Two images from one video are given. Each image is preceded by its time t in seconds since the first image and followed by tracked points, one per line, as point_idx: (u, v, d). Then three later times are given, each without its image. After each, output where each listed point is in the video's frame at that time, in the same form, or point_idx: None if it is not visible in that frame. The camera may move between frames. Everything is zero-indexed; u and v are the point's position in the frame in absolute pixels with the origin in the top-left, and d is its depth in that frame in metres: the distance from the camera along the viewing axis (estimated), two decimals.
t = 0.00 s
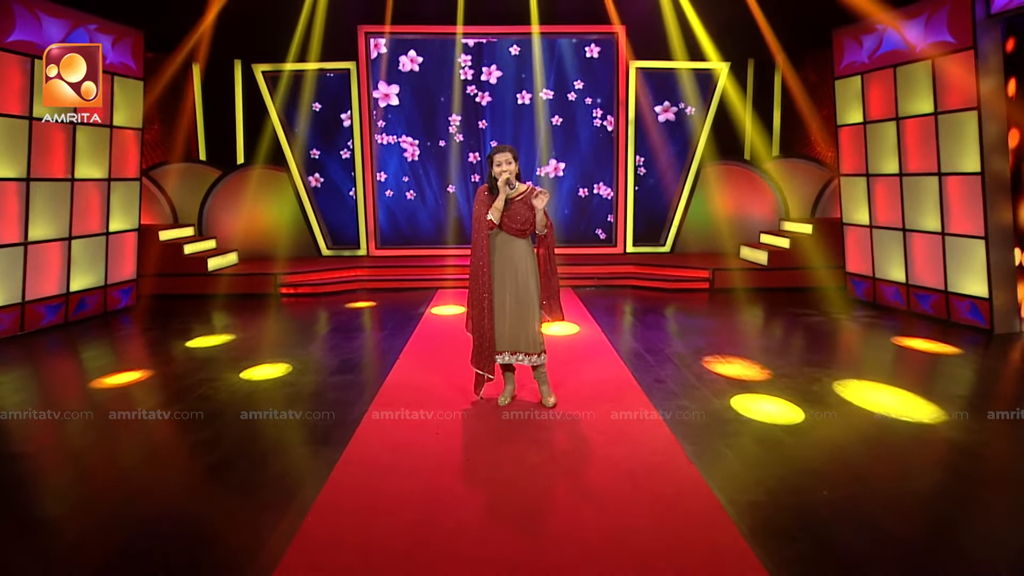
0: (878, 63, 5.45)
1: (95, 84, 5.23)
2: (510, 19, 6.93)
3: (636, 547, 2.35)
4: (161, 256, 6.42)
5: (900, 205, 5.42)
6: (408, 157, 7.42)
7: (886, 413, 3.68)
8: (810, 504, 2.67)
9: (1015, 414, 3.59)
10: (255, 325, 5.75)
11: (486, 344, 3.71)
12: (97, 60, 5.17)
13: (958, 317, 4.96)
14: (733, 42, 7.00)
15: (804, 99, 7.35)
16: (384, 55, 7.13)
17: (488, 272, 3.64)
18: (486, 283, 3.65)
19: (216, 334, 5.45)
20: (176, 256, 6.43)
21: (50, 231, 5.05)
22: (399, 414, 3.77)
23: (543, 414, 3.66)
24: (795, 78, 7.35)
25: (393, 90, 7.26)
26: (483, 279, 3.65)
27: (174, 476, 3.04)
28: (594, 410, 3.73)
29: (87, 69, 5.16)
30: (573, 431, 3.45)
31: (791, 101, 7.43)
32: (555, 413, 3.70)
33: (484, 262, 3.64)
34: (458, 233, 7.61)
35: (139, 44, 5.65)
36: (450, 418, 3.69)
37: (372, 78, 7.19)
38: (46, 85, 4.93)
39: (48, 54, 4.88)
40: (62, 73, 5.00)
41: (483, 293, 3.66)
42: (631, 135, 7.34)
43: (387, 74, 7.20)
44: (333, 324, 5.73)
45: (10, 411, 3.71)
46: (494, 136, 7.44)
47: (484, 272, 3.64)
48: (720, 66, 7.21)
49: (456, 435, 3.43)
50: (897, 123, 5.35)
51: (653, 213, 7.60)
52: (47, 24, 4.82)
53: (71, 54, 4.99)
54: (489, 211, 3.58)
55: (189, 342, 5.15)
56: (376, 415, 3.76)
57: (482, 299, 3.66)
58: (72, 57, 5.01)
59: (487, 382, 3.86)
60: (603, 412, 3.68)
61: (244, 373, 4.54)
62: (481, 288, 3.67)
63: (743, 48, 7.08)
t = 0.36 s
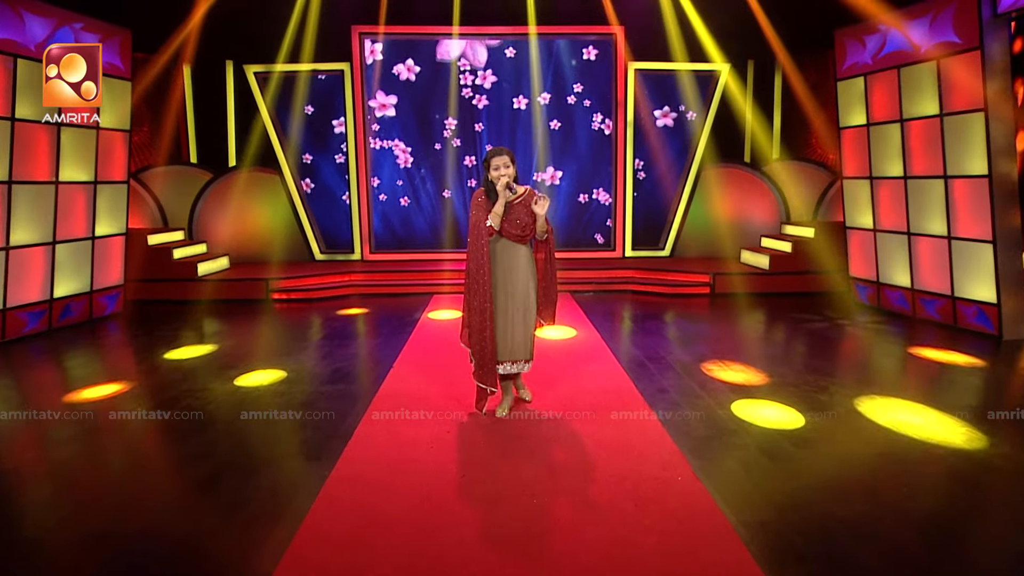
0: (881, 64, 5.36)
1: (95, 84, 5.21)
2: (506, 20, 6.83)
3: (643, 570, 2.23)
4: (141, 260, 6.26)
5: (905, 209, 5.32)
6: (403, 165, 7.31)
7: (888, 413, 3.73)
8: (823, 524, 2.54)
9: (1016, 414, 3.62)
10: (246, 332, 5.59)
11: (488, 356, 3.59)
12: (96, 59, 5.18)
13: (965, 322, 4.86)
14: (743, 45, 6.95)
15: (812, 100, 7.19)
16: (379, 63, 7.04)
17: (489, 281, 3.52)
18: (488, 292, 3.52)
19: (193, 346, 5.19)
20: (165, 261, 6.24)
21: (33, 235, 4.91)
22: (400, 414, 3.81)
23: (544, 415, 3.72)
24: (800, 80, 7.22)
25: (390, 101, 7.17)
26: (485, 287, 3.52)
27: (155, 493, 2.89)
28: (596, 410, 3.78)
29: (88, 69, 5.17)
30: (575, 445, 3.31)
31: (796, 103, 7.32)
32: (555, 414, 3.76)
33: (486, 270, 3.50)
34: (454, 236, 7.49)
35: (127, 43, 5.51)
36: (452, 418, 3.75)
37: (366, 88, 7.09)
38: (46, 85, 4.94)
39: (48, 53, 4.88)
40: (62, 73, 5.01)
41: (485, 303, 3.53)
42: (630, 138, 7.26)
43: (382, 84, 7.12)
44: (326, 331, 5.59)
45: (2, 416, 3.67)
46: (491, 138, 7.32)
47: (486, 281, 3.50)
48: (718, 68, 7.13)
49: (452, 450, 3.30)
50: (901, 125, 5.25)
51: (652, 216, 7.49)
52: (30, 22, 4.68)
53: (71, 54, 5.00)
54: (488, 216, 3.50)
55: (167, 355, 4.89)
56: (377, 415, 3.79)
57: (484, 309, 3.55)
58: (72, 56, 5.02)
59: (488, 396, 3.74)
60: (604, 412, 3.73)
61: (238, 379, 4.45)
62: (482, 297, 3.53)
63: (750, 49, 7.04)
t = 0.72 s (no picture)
0: (887, 65, 5.25)
1: (95, 84, 5.20)
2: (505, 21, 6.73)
3: None
4: (126, 262, 6.09)
5: (912, 212, 5.20)
6: (400, 173, 7.19)
7: (886, 412, 3.79)
8: (841, 548, 2.41)
9: (1016, 414, 3.63)
10: (238, 339, 5.45)
11: (490, 364, 3.47)
12: (97, 60, 5.17)
13: (976, 329, 4.74)
14: (746, 45, 6.84)
15: (818, 99, 7.11)
16: (381, 71, 6.96)
17: (490, 288, 3.41)
18: (489, 300, 3.42)
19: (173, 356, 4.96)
20: (155, 266, 6.10)
21: (16, 240, 4.76)
22: (399, 414, 3.88)
23: (544, 415, 3.77)
24: (805, 79, 7.12)
25: (389, 112, 7.08)
26: (486, 295, 3.42)
27: (137, 513, 2.74)
28: (596, 409, 3.84)
29: (88, 69, 5.15)
30: (577, 461, 3.17)
31: (801, 101, 7.22)
32: (555, 413, 3.81)
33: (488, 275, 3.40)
34: (452, 241, 7.37)
35: (116, 43, 5.39)
36: (451, 418, 3.82)
37: (363, 95, 6.99)
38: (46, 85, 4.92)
39: (48, 53, 4.86)
40: (62, 73, 4.99)
41: (486, 311, 3.43)
42: (631, 136, 7.14)
43: (379, 95, 7.03)
44: (320, 339, 5.45)
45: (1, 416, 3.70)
46: (489, 141, 7.20)
47: (487, 288, 3.41)
48: (720, 69, 7.05)
49: (449, 466, 3.16)
50: (908, 126, 5.14)
51: (652, 220, 7.38)
52: (15, 21, 4.55)
53: (71, 54, 5.00)
54: (490, 221, 3.38)
55: (142, 367, 4.62)
56: (376, 415, 3.86)
57: (486, 315, 3.43)
58: (72, 57, 5.02)
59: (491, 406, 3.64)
60: (604, 412, 3.79)
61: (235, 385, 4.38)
62: (484, 304, 3.44)
63: (753, 49, 6.91)
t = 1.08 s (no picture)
0: (896, 65, 5.13)
1: (95, 84, 5.16)
2: (505, 21, 6.63)
3: None
4: (115, 266, 5.94)
5: (922, 216, 5.07)
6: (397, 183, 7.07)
7: (886, 413, 3.82)
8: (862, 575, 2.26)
9: (1016, 414, 3.67)
10: (232, 346, 5.30)
11: (491, 372, 3.35)
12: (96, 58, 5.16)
13: (989, 336, 4.60)
14: (753, 44, 6.66)
15: (827, 98, 6.94)
16: (382, 78, 6.86)
17: (492, 293, 3.30)
18: (491, 305, 3.30)
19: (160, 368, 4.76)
20: (147, 271, 5.95)
21: (3, 245, 4.64)
22: (399, 414, 3.92)
23: (545, 415, 3.81)
24: (811, 75, 7.00)
25: (390, 124, 6.97)
26: (489, 300, 3.31)
27: (118, 534, 2.59)
28: (596, 410, 3.88)
29: (88, 69, 5.14)
30: (581, 477, 3.03)
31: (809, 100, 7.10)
32: (555, 413, 3.85)
33: (490, 280, 3.29)
34: (451, 246, 7.24)
35: (108, 43, 5.29)
36: (451, 418, 3.88)
37: (367, 110, 6.92)
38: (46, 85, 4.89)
39: (48, 53, 4.85)
40: (62, 73, 4.97)
41: (488, 317, 3.32)
42: (632, 138, 7.03)
43: (376, 98, 6.90)
44: (316, 346, 5.30)
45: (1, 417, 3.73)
46: (489, 144, 7.07)
47: (490, 293, 3.30)
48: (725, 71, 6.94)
49: (447, 483, 3.02)
50: (918, 129, 5.02)
51: (655, 224, 7.26)
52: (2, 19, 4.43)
53: (71, 54, 4.99)
54: (493, 225, 3.27)
55: (123, 380, 4.41)
56: (377, 415, 3.90)
57: (487, 321, 3.32)
58: (72, 57, 5.01)
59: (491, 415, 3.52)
60: (604, 412, 3.83)
61: (231, 392, 4.29)
62: (485, 310, 3.32)
63: (763, 48, 6.72)
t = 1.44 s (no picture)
0: (909, 65, 4.99)
1: (95, 84, 5.06)
2: (509, 21, 6.53)
3: None
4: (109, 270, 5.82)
5: (938, 220, 4.93)
6: (392, 191, 6.96)
7: (886, 412, 3.91)
8: None
9: (1015, 413, 3.76)
10: (230, 353, 5.18)
11: (497, 380, 3.22)
12: (96, 59, 5.06)
13: (1009, 343, 4.47)
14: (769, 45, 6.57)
15: (841, 96, 6.88)
16: (384, 84, 6.76)
17: (499, 298, 3.15)
18: (497, 310, 3.16)
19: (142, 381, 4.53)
20: (143, 276, 5.82)
21: None
22: (399, 414, 3.94)
23: (545, 414, 3.81)
24: (824, 72, 6.92)
25: (394, 135, 6.87)
26: (495, 305, 3.17)
27: (100, 554, 2.46)
28: (596, 409, 3.89)
29: (88, 69, 5.07)
30: (589, 494, 2.89)
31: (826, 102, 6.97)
32: (555, 413, 3.85)
33: (496, 285, 3.15)
34: (454, 250, 7.11)
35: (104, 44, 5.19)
36: (452, 419, 3.89)
37: (367, 119, 6.82)
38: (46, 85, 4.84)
39: (47, 54, 4.79)
40: (62, 73, 4.91)
41: (493, 322, 3.18)
42: (638, 140, 6.88)
43: (375, 99, 6.79)
44: (315, 353, 5.17)
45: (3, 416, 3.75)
46: (491, 147, 6.94)
47: (496, 298, 3.15)
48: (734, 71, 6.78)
49: (447, 501, 2.87)
50: (934, 130, 4.88)
51: (661, 228, 7.11)
52: None
53: (71, 54, 4.91)
54: (500, 227, 3.13)
55: (99, 396, 4.16)
56: (377, 415, 3.92)
57: (493, 327, 3.19)
58: (72, 57, 4.93)
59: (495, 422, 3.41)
60: (604, 412, 3.84)
61: (232, 400, 4.19)
62: (491, 315, 3.18)
63: (778, 46, 6.60)
